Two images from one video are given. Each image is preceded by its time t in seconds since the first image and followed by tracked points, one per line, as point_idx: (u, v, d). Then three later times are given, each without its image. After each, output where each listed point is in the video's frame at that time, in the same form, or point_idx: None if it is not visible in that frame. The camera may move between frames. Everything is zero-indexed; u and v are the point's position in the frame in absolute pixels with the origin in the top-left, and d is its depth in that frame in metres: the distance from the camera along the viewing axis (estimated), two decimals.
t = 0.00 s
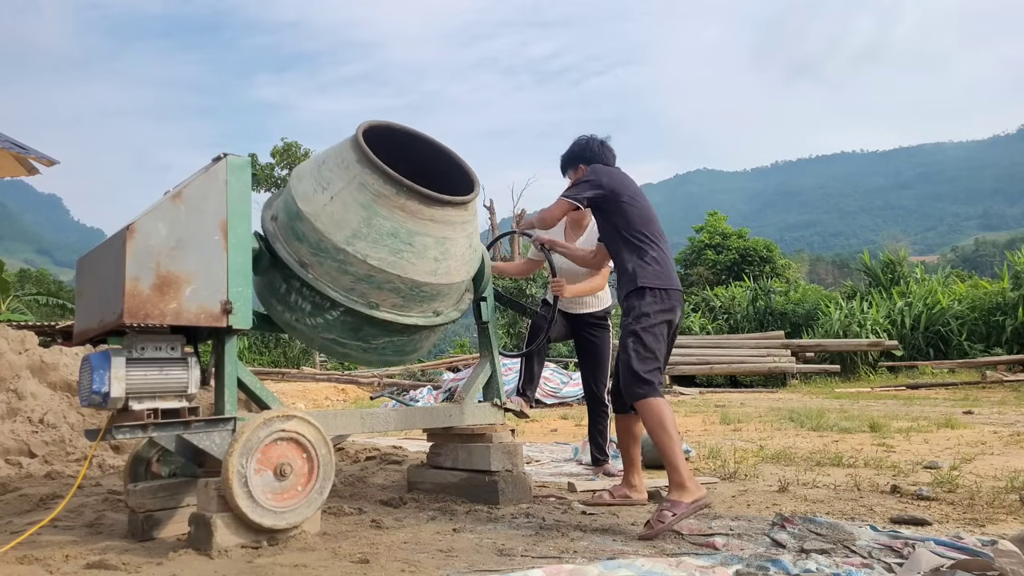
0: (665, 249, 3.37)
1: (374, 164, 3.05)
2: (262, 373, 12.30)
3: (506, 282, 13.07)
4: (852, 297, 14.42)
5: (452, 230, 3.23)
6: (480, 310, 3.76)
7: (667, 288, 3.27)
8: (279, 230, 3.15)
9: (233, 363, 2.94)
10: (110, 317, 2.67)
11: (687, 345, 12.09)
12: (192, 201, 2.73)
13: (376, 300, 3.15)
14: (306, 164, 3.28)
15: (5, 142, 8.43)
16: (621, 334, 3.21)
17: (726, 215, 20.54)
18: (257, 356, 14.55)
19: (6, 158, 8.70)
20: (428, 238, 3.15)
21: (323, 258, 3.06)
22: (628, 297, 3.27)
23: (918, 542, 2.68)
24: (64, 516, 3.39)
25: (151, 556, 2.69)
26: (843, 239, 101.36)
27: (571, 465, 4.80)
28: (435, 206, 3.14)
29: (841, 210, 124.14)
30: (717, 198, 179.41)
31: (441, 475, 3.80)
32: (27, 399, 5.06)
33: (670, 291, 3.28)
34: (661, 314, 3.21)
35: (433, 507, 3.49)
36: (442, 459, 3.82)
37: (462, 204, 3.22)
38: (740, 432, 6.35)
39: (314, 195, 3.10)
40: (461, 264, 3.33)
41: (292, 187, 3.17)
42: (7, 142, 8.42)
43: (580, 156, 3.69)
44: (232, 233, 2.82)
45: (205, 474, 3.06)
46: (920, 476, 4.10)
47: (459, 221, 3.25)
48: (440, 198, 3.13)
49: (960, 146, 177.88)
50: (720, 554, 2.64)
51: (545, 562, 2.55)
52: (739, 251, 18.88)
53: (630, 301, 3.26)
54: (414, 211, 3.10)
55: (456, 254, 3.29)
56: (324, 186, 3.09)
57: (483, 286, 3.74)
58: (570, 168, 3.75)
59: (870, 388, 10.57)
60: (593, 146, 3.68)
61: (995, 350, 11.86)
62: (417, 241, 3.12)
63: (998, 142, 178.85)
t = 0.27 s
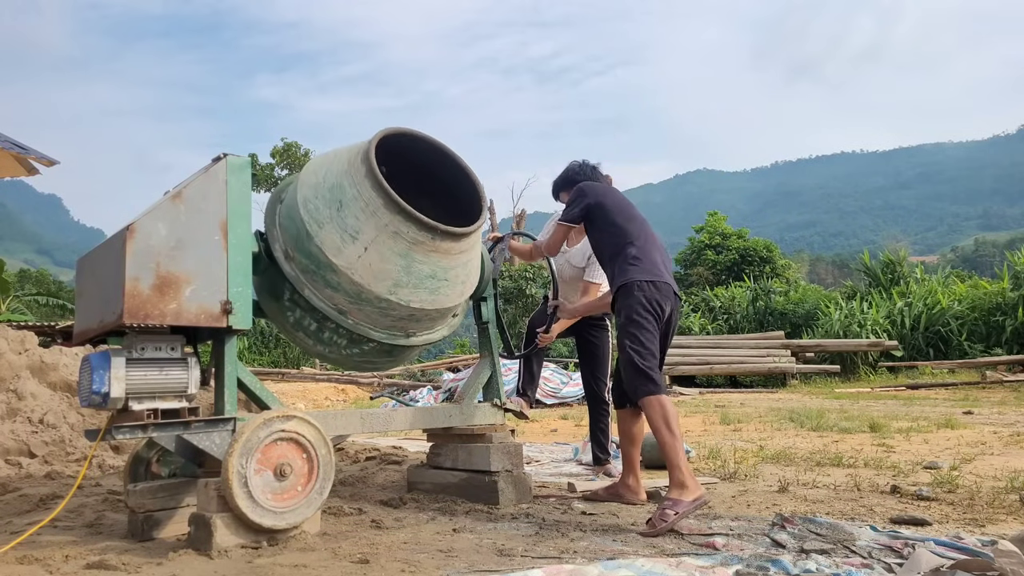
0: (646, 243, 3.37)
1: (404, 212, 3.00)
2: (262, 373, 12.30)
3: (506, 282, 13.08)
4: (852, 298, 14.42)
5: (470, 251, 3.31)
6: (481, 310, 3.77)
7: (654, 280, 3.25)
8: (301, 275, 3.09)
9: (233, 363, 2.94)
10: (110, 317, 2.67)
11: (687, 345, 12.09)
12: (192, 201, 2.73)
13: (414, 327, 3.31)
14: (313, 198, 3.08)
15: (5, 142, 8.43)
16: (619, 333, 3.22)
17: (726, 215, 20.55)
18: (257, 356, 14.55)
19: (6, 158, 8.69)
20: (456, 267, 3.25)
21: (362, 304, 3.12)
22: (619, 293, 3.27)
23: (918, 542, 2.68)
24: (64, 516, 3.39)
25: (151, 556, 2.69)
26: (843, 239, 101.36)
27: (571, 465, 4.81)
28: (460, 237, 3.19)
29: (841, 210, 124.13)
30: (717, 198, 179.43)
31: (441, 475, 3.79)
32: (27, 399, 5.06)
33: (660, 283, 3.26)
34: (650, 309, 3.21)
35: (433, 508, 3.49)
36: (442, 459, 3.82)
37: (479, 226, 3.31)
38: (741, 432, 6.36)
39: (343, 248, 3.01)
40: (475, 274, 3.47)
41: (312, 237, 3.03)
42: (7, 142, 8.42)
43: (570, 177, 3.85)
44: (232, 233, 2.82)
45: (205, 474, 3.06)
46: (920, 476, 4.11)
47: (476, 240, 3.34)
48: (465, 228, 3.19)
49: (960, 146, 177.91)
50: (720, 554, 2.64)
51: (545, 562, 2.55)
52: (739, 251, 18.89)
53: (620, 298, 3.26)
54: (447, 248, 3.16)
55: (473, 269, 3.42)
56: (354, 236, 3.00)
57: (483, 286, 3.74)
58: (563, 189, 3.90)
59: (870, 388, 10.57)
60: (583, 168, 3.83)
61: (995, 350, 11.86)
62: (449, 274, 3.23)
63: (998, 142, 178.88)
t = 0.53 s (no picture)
0: (641, 246, 3.37)
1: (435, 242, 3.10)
2: (262, 373, 12.30)
3: (506, 282, 13.08)
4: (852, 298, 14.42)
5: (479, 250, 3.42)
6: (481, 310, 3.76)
7: (648, 285, 3.26)
8: (340, 316, 3.14)
9: (233, 363, 2.94)
10: (111, 317, 2.67)
11: (688, 345, 12.09)
12: (192, 201, 2.73)
13: (444, 324, 3.45)
14: (334, 245, 3.02)
15: (6, 142, 8.43)
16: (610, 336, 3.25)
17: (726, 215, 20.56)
18: (257, 356, 14.55)
19: (6, 158, 8.69)
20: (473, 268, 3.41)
21: (404, 328, 3.27)
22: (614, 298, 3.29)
23: (919, 542, 2.68)
24: (64, 516, 3.39)
25: (151, 556, 2.69)
26: (843, 239, 101.36)
27: (571, 466, 4.81)
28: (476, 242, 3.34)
29: (841, 210, 124.13)
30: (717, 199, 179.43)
31: (441, 475, 3.79)
32: (27, 399, 5.06)
33: (652, 287, 3.26)
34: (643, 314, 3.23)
35: (434, 508, 3.49)
36: (442, 459, 3.82)
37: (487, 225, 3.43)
38: (741, 432, 6.36)
39: (383, 288, 3.08)
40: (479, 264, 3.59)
41: (350, 285, 3.04)
42: (7, 142, 8.41)
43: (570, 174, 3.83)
44: (232, 233, 2.82)
45: (205, 474, 3.06)
46: (920, 476, 4.11)
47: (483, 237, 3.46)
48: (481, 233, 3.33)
49: (960, 146, 177.92)
50: (720, 555, 2.64)
51: (545, 562, 2.55)
52: (739, 251, 18.89)
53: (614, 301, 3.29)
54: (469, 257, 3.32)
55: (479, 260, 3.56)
56: (391, 275, 3.07)
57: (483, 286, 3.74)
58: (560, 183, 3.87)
59: (870, 388, 10.58)
60: (583, 164, 3.82)
61: (995, 350, 11.86)
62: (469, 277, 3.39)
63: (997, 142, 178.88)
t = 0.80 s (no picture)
0: (653, 251, 3.38)
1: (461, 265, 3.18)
2: (262, 373, 12.30)
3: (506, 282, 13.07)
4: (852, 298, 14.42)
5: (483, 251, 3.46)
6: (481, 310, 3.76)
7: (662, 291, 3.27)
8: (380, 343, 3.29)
9: (233, 363, 2.94)
10: (111, 317, 2.67)
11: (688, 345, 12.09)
12: (192, 201, 2.73)
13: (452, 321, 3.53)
14: (368, 292, 3.05)
15: (5, 142, 8.43)
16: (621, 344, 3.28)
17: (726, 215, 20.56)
18: (257, 356, 14.55)
19: (6, 158, 8.69)
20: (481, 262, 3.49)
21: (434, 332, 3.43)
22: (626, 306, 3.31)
23: (918, 542, 2.68)
24: (64, 516, 3.39)
25: (151, 556, 2.69)
26: (843, 239, 101.36)
27: (571, 465, 4.81)
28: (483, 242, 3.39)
29: (841, 210, 124.13)
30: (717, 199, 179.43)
31: (441, 475, 3.79)
32: (27, 399, 5.06)
33: (667, 293, 3.28)
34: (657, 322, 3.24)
35: (433, 508, 3.49)
36: (442, 459, 3.82)
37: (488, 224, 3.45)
38: (741, 432, 6.36)
39: (420, 314, 3.20)
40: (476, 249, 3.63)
41: (392, 322, 3.15)
42: (7, 142, 8.42)
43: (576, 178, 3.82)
44: (232, 233, 2.82)
45: (205, 474, 3.06)
46: (920, 476, 4.11)
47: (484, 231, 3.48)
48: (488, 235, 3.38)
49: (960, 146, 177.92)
50: (720, 554, 2.64)
51: (545, 562, 2.55)
52: (739, 251, 18.89)
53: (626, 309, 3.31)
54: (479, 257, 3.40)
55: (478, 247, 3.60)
56: (427, 300, 3.18)
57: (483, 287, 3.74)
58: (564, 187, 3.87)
59: (870, 388, 10.57)
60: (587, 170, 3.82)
61: (995, 350, 11.86)
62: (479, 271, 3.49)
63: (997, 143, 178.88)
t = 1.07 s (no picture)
0: (657, 246, 3.40)
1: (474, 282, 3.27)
2: (261, 373, 12.30)
3: (506, 282, 13.07)
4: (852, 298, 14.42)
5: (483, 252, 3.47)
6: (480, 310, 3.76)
7: (673, 288, 3.30)
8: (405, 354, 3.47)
9: (233, 363, 2.94)
10: (110, 317, 2.67)
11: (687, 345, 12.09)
12: (191, 201, 2.73)
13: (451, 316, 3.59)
14: (400, 329, 3.18)
15: (5, 142, 8.43)
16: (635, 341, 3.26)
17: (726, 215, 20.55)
18: (257, 356, 14.55)
19: (6, 158, 8.69)
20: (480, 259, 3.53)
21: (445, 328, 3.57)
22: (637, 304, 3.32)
23: (918, 542, 2.68)
24: (64, 516, 3.39)
25: (150, 556, 2.69)
26: (842, 240, 101.34)
27: (571, 465, 4.81)
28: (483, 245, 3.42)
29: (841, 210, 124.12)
30: (716, 198, 179.42)
31: (441, 475, 3.79)
32: (27, 399, 5.06)
33: (677, 290, 3.31)
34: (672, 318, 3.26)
35: (433, 508, 3.49)
36: (442, 458, 3.82)
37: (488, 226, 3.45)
38: (741, 432, 6.35)
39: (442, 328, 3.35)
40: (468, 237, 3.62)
41: (421, 342, 3.32)
42: (7, 142, 8.42)
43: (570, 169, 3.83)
44: (232, 233, 2.82)
45: (205, 473, 3.06)
46: (920, 476, 4.11)
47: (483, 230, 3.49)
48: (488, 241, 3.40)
49: (960, 146, 177.93)
50: (720, 554, 2.64)
51: (544, 562, 2.55)
52: (739, 251, 18.88)
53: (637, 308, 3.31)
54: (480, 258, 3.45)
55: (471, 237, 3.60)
56: (448, 317, 3.33)
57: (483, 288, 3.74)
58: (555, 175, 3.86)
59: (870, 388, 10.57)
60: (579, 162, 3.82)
61: (994, 350, 11.86)
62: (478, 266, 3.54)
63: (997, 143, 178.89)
